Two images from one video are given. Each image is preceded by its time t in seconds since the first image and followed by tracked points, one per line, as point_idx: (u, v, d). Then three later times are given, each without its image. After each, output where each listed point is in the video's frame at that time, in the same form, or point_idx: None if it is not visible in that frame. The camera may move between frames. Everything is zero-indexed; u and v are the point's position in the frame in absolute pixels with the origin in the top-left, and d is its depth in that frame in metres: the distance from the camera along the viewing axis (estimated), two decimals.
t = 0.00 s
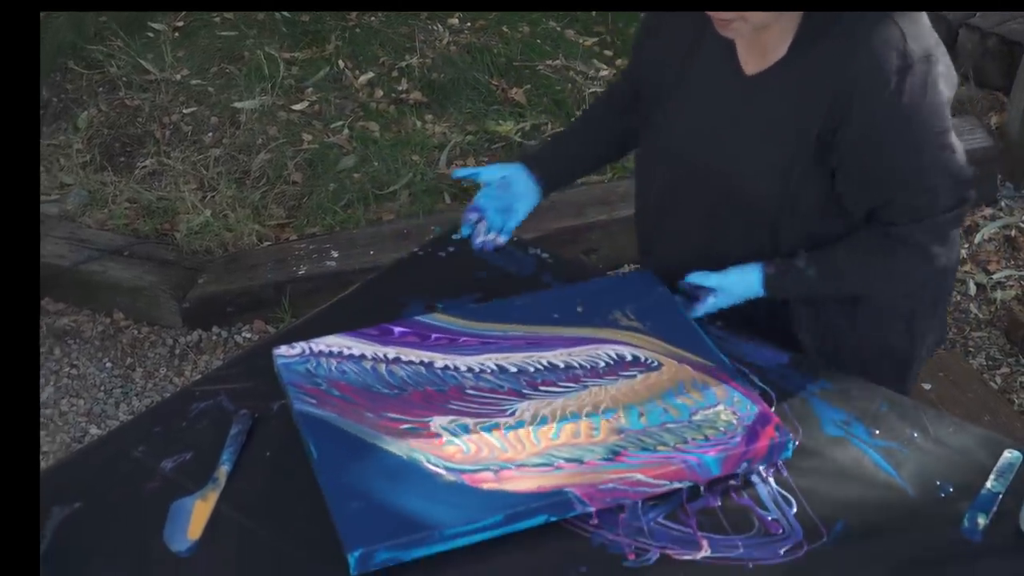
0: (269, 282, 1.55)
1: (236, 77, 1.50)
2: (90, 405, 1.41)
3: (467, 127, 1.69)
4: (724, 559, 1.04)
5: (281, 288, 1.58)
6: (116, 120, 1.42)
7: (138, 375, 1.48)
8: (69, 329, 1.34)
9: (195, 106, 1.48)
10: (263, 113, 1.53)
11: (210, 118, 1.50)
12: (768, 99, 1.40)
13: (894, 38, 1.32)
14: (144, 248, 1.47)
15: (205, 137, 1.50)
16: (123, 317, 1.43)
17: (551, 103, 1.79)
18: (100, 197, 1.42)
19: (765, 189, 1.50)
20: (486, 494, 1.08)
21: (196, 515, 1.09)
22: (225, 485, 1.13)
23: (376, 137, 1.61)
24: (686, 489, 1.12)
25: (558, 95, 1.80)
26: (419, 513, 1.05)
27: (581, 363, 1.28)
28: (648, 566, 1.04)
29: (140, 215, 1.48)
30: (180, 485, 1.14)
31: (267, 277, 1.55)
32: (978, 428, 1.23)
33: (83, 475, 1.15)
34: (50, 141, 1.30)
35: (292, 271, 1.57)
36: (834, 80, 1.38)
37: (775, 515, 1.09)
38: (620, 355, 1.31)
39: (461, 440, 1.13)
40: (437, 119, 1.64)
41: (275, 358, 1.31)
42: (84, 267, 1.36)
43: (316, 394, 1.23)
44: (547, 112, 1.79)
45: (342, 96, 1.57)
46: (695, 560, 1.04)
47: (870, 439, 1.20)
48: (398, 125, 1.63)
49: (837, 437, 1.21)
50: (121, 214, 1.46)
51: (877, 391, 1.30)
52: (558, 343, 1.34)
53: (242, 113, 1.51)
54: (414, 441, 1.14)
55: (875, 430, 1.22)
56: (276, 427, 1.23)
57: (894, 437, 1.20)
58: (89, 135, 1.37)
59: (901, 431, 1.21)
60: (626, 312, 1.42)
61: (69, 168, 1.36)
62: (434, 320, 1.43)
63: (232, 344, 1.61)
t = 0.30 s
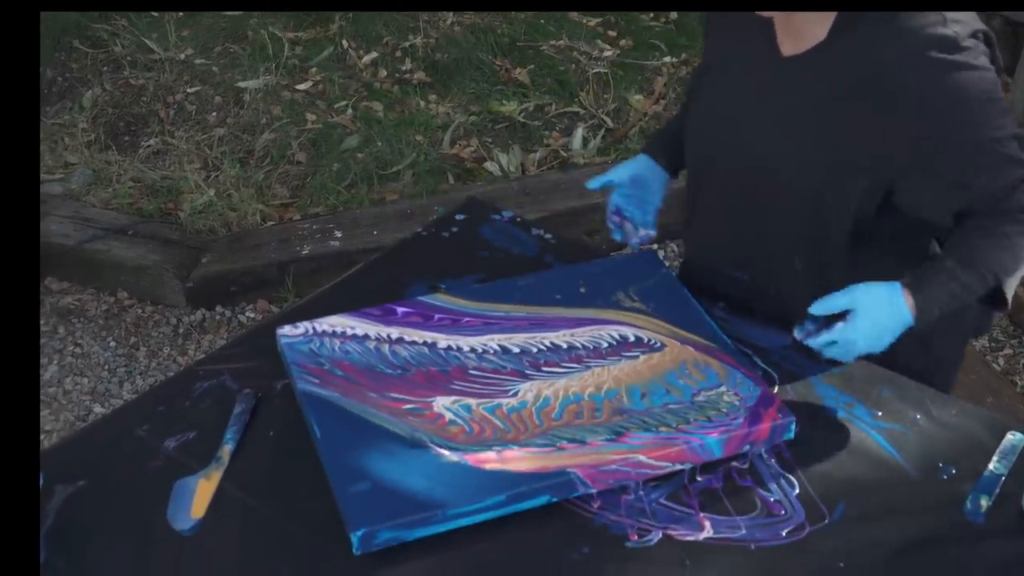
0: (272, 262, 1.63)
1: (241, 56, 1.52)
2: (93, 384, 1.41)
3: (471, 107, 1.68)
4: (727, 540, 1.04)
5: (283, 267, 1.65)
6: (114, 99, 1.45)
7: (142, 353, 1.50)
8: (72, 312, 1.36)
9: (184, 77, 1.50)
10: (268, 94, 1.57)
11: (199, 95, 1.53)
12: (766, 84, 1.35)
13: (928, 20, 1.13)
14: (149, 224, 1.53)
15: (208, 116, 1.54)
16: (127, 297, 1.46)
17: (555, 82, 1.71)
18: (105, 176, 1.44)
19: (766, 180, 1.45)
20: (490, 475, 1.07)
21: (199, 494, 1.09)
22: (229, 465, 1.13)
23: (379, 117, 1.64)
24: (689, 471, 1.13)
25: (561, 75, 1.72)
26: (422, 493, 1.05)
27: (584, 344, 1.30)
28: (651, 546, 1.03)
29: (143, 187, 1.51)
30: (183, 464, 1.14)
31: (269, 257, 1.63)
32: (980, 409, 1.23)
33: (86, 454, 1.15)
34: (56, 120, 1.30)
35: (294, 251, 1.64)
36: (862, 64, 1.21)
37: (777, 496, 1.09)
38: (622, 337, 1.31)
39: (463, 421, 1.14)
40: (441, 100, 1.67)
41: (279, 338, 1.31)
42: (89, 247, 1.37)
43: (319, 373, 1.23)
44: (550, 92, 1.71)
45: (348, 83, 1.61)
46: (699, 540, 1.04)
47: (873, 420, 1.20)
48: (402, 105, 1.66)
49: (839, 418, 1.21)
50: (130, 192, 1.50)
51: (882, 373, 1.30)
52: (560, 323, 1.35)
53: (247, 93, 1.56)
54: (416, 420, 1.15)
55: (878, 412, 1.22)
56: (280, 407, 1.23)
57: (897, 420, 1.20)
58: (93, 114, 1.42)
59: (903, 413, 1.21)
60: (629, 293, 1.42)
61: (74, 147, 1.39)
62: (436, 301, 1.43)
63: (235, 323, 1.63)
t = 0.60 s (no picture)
0: (275, 255, 2.20)
1: (243, 45, 1.99)
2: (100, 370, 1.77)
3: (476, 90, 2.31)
4: (732, 530, 1.04)
5: (288, 257, 2.22)
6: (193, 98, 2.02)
7: (146, 341, 1.87)
8: (76, 297, 1.73)
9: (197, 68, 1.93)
10: (274, 84, 2.14)
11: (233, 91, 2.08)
12: (775, 78, 1.34)
13: (939, 18, 1.05)
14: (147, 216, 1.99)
15: (213, 102, 2.04)
16: (128, 283, 1.86)
17: (556, 67, 2.32)
18: (109, 159, 1.82)
19: (762, 174, 1.42)
20: (494, 464, 1.07)
21: (204, 482, 1.09)
22: (234, 453, 1.13)
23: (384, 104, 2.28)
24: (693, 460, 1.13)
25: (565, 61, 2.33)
26: (427, 483, 1.04)
27: (588, 334, 1.29)
28: (656, 536, 1.03)
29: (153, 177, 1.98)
30: (188, 453, 1.14)
31: (274, 247, 2.22)
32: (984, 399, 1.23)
33: (90, 442, 1.15)
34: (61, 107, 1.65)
35: (299, 241, 2.22)
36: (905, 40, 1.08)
37: (781, 486, 1.10)
38: (626, 326, 1.31)
39: (467, 410, 1.15)
40: (446, 88, 2.28)
41: (283, 327, 1.30)
42: (90, 228, 1.77)
43: (322, 360, 1.23)
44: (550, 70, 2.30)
45: (354, 74, 2.23)
46: (704, 530, 1.04)
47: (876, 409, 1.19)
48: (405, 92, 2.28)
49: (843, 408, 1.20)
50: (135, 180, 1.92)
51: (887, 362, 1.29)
52: (565, 313, 1.35)
53: (250, 83, 2.10)
54: (420, 409, 1.15)
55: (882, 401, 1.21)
56: (285, 394, 1.23)
57: (901, 409, 1.20)
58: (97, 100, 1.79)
59: (908, 402, 1.21)
60: (633, 282, 1.42)
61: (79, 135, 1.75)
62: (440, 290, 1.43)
63: (238, 311, 2.10)
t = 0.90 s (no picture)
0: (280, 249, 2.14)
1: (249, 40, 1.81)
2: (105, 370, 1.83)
3: (478, 94, 2.12)
4: (736, 530, 1.04)
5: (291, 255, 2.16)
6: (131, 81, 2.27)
7: (150, 342, 1.90)
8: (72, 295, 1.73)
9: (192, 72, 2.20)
10: (274, 79, 1.94)
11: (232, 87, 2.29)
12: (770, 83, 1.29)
13: (919, 57, 0.94)
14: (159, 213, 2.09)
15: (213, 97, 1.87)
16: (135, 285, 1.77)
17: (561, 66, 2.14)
18: (114, 163, 1.71)
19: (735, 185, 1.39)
20: (499, 463, 1.07)
21: (207, 483, 1.09)
22: (237, 454, 1.13)
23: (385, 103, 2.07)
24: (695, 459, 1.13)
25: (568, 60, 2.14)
26: (431, 484, 1.04)
27: (592, 334, 1.30)
28: (657, 538, 1.04)
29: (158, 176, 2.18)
30: (192, 453, 1.13)
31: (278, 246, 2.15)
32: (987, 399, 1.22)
33: (94, 442, 1.15)
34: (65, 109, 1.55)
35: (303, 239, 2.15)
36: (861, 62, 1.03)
37: (785, 486, 1.09)
38: (630, 326, 1.31)
39: (470, 410, 1.14)
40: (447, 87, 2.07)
41: (286, 327, 1.30)
42: (98, 232, 1.66)
43: (325, 359, 1.23)
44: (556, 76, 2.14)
45: (358, 73, 2.03)
46: (705, 532, 1.04)
47: (880, 409, 1.18)
48: (408, 93, 2.07)
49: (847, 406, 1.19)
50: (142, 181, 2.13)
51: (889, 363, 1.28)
52: (568, 313, 1.35)
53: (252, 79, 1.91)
54: (423, 408, 1.15)
55: (886, 400, 1.20)
56: (289, 394, 1.23)
57: (904, 409, 1.19)
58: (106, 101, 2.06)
59: (911, 402, 1.20)
60: (636, 283, 1.42)
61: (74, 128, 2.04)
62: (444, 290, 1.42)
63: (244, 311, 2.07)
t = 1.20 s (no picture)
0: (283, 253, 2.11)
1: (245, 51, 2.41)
2: (107, 372, 1.85)
3: (482, 101, 2.58)
4: (738, 534, 1.03)
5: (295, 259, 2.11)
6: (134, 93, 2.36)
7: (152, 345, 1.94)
8: (85, 301, 1.97)
9: (204, 82, 2.46)
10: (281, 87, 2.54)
11: (245, 100, 2.50)
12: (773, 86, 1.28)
13: (921, 76, 0.92)
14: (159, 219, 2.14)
15: (221, 108, 2.45)
16: (140, 287, 2.05)
17: (563, 74, 2.64)
18: (114, 168, 2.19)
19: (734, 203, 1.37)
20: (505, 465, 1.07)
21: (210, 487, 1.08)
22: (240, 457, 1.12)
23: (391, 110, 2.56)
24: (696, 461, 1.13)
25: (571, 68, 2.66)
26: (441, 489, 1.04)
27: (583, 331, 1.30)
28: (660, 541, 1.03)
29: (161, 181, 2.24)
30: (194, 456, 1.13)
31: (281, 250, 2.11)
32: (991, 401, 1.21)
33: (96, 446, 1.15)
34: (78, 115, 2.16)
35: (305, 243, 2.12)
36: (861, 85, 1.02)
37: (788, 489, 1.08)
38: (618, 323, 1.31)
39: (469, 414, 1.14)
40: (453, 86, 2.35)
41: (274, 340, 1.27)
42: (101, 236, 2.02)
43: (315, 370, 1.21)
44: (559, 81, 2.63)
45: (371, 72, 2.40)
46: (707, 535, 1.03)
47: (882, 412, 1.18)
48: (414, 102, 2.59)
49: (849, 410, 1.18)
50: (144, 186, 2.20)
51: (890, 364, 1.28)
52: (557, 313, 1.34)
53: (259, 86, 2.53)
54: (420, 416, 1.14)
55: (887, 404, 1.19)
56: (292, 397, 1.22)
57: (907, 412, 1.18)
58: (103, 108, 2.26)
59: (913, 405, 1.19)
60: (621, 279, 1.42)
61: (86, 140, 2.18)
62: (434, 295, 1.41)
63: (246, 315, 2.08)
